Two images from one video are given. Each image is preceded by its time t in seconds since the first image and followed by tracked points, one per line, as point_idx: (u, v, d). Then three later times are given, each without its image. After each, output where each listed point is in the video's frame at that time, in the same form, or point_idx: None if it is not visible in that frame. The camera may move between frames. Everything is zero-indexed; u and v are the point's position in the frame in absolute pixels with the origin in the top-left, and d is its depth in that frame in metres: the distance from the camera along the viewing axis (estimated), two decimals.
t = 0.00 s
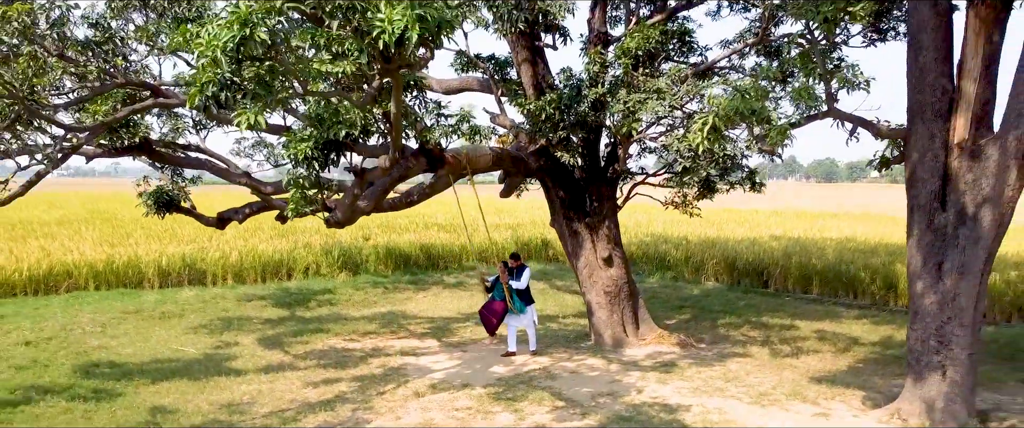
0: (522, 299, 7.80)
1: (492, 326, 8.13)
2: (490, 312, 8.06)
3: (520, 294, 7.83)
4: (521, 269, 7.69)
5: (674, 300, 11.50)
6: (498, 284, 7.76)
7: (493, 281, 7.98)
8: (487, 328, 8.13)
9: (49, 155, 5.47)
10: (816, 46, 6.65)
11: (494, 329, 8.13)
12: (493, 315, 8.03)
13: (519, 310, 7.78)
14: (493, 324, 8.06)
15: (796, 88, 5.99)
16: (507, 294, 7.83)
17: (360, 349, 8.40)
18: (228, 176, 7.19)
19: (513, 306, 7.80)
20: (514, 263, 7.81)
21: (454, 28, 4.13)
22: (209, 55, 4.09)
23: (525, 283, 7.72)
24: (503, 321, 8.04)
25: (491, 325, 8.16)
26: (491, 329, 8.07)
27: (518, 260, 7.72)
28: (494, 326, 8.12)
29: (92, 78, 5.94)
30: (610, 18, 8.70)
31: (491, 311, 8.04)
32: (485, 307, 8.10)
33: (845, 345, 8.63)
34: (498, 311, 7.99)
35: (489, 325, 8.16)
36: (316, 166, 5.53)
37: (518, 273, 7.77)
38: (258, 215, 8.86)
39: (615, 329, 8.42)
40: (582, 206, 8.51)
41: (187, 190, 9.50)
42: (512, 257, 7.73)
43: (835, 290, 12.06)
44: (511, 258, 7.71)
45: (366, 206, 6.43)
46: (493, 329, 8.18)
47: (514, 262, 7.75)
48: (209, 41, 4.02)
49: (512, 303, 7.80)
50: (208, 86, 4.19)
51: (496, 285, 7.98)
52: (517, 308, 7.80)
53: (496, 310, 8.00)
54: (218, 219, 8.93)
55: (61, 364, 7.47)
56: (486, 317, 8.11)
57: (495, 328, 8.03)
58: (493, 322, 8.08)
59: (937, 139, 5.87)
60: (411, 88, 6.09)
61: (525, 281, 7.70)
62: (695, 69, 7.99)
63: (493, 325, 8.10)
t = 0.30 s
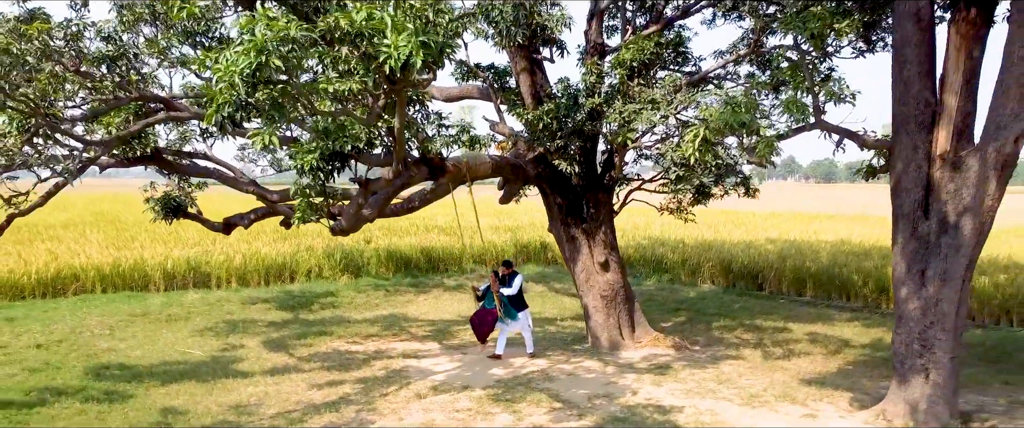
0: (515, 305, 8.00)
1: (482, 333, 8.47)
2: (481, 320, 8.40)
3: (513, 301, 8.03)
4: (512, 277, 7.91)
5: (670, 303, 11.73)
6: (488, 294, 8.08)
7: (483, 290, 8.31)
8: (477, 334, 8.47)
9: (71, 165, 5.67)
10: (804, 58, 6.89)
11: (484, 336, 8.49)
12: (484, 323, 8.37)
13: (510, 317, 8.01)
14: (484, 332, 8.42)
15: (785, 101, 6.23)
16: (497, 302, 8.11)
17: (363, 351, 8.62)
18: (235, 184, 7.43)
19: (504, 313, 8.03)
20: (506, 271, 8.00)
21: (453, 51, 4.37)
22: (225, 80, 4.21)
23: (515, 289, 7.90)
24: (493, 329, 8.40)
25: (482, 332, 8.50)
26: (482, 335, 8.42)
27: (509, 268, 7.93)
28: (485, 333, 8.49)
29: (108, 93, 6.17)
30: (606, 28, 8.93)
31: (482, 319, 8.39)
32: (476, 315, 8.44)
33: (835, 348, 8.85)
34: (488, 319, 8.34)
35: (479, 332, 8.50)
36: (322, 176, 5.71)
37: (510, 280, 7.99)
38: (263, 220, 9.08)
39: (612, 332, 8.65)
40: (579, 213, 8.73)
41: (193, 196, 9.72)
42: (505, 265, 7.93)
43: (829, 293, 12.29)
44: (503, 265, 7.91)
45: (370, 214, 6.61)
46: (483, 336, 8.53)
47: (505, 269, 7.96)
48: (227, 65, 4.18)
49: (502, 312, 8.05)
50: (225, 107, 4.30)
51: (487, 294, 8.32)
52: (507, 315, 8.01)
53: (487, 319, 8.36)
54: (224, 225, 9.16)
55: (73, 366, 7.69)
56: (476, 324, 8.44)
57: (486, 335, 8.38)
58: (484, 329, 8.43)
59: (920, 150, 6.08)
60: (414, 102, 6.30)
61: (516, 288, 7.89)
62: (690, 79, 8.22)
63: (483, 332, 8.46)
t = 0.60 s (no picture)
0: (507, 308, 8.23)
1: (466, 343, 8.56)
2: (465, 329, 8.51)
3: (504, 304, 8.26)
4: (504, 283, 8.14)
5: (666, 306, 11.95)
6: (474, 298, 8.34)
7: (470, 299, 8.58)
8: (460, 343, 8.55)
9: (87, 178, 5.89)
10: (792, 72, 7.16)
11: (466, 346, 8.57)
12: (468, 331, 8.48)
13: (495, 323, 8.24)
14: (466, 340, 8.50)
15: (775, 114, 6.47)
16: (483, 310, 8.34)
17: (365, 354, 8.85)
18: (242, 192, 7.66)
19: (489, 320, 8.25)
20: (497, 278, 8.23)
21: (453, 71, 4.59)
22: (241, 103, 4.52)
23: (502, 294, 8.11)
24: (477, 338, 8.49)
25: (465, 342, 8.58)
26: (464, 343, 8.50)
27: (500, 273, 8.13)
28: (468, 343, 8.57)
29: (121, 107, 6.40)
30: (602, 39, 9.15)
31: (466, 327, 8.51)
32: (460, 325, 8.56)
33: (826, 350, 9.09)
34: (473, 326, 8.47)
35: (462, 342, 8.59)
36: (326, 187, 5.68)
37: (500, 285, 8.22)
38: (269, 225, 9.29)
39: (608, 335, 8.87)
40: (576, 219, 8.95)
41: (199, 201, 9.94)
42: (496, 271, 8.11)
43: (822, 296, 12.52)
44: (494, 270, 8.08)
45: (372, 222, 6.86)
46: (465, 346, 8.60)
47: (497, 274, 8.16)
48: (242, 90, 4.48)
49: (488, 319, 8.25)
50: (239, 127, 4.62)
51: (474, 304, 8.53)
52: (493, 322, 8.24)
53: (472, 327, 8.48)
54: (230, 230, 9.38)
55: (84, 368, 7.91)
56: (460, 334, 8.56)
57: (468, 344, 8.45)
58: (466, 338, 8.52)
59: (905, 161, 6.31)
60: (416, 116, 6.49)
61: (505, 292, 8.11)
62: (683, 89, 8.44)
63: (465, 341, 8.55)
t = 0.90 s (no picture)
0: (500, 309, 8.46)
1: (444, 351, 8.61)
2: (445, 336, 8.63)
3: (497, 306, 8.49)
4: (498, 286, 8.33)
5: (662, 309, 12.17)
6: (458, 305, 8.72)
7: (454, 310, 8.94)
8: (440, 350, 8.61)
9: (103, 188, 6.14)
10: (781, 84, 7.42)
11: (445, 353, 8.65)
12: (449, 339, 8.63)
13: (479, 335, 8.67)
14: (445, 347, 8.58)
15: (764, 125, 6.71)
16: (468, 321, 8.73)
17: (368, 356, 9.07)
18: (248, 201, 7.87)
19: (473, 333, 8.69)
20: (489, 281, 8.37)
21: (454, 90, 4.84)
22: (255, 125, 4.78)
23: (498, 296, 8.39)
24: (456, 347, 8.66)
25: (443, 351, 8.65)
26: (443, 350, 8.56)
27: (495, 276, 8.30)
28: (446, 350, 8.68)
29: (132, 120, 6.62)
30: (599, 48, 9.36)
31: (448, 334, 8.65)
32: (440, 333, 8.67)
33: (817, 353, 9.31)
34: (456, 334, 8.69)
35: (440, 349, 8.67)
36: (331, 196, 5.73)
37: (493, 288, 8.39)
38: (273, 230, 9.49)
39: (604, 338, 9.09)
40: (574, 225, 9.18)
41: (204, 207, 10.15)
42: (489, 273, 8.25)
43: (816, 298, 12.75)
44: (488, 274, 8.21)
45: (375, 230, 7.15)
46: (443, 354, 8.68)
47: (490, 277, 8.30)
48: (256, 112, 4.78)
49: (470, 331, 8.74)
50: (250, 147, 4.87)
51: (457, 313, 8.85)
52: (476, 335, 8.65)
53: (455, 335, 8.68)
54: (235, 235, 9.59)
55: (94, 371, 8.13)
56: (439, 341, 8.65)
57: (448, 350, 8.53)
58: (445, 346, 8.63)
59: (890, 171, 6.54)
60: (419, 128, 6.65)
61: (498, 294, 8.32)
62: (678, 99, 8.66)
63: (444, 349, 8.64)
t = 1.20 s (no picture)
0: (498, 312, 8.64)
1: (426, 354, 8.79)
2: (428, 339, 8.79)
3: (493, 309, 8.67)
4: (496, 289, 8.54)
5: (658, 311, 12.37)
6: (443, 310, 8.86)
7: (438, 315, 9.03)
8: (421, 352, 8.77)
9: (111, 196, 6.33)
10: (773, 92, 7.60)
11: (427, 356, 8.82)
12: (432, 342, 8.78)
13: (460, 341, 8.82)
14: (428, 350, 8.74)
15: (756, 135, 6.92)
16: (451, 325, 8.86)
17: (370, 359, 9.27)
18: (253, 207, 8.06)
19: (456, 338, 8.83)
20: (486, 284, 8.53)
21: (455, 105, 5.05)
22: (265, 143, 5.02)
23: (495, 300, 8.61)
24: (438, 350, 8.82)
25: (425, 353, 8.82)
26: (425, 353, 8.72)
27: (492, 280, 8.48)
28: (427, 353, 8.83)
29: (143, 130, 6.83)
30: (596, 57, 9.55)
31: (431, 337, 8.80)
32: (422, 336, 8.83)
33: (810, 355, 9.51)
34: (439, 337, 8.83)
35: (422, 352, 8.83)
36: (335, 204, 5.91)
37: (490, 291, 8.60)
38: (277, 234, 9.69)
39: (601, 341, 9.29)
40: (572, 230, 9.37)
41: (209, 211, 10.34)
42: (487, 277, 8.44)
43: (810, 301, 12.94)
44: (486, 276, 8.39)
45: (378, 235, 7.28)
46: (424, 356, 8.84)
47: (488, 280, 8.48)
48: (267, 131, 5.00)
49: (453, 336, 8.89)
50: (260, 163, 5.14)
51: (441, 318, 9.00)
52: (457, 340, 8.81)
53: (438, 338, 8.82)
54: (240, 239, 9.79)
55: (103, 373, 8.32)
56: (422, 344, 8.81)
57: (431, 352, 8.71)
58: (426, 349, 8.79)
59: (877, 180, 6.73)
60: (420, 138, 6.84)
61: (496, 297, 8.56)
62: (673, 106, 8.84)
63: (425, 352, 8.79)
